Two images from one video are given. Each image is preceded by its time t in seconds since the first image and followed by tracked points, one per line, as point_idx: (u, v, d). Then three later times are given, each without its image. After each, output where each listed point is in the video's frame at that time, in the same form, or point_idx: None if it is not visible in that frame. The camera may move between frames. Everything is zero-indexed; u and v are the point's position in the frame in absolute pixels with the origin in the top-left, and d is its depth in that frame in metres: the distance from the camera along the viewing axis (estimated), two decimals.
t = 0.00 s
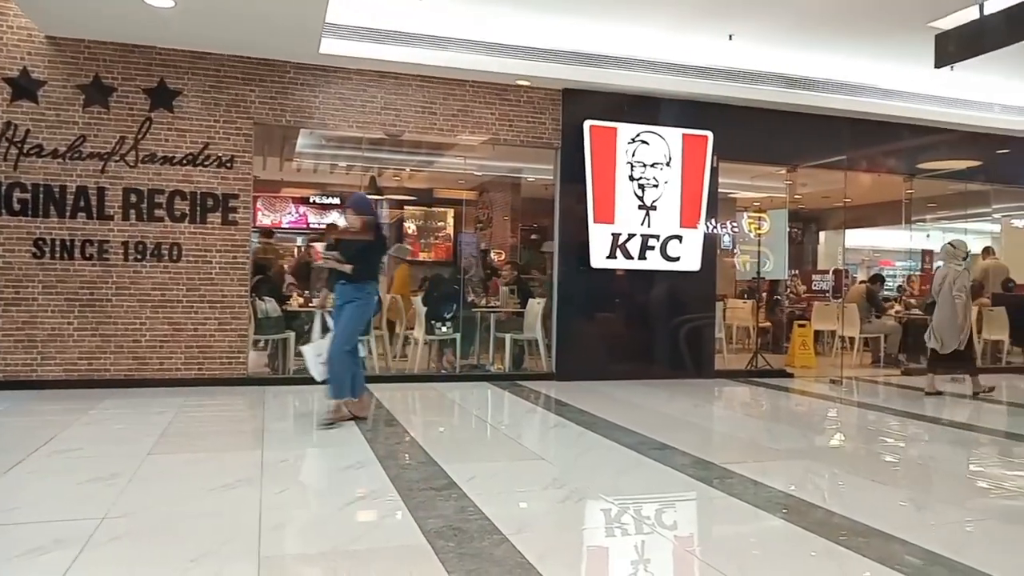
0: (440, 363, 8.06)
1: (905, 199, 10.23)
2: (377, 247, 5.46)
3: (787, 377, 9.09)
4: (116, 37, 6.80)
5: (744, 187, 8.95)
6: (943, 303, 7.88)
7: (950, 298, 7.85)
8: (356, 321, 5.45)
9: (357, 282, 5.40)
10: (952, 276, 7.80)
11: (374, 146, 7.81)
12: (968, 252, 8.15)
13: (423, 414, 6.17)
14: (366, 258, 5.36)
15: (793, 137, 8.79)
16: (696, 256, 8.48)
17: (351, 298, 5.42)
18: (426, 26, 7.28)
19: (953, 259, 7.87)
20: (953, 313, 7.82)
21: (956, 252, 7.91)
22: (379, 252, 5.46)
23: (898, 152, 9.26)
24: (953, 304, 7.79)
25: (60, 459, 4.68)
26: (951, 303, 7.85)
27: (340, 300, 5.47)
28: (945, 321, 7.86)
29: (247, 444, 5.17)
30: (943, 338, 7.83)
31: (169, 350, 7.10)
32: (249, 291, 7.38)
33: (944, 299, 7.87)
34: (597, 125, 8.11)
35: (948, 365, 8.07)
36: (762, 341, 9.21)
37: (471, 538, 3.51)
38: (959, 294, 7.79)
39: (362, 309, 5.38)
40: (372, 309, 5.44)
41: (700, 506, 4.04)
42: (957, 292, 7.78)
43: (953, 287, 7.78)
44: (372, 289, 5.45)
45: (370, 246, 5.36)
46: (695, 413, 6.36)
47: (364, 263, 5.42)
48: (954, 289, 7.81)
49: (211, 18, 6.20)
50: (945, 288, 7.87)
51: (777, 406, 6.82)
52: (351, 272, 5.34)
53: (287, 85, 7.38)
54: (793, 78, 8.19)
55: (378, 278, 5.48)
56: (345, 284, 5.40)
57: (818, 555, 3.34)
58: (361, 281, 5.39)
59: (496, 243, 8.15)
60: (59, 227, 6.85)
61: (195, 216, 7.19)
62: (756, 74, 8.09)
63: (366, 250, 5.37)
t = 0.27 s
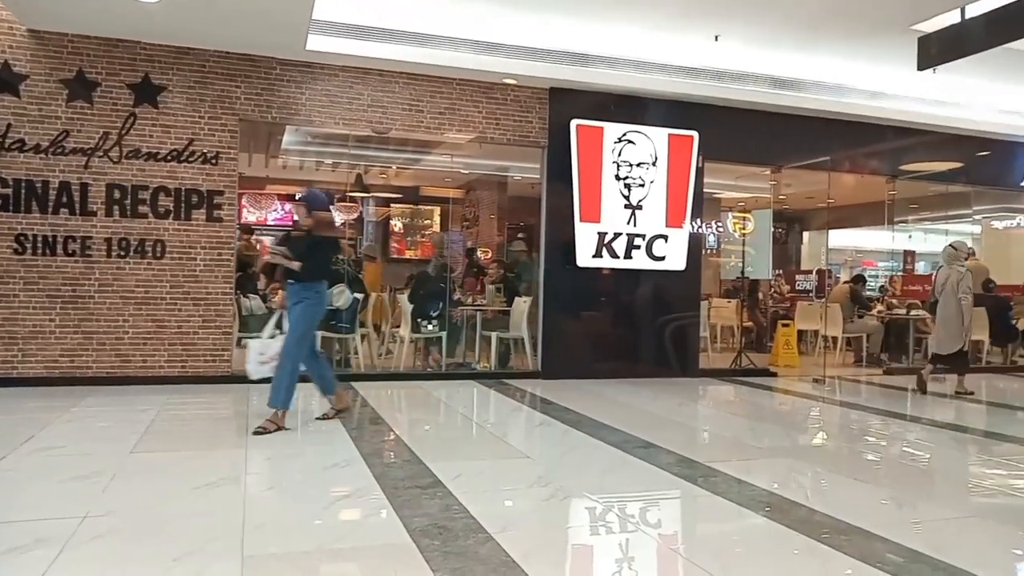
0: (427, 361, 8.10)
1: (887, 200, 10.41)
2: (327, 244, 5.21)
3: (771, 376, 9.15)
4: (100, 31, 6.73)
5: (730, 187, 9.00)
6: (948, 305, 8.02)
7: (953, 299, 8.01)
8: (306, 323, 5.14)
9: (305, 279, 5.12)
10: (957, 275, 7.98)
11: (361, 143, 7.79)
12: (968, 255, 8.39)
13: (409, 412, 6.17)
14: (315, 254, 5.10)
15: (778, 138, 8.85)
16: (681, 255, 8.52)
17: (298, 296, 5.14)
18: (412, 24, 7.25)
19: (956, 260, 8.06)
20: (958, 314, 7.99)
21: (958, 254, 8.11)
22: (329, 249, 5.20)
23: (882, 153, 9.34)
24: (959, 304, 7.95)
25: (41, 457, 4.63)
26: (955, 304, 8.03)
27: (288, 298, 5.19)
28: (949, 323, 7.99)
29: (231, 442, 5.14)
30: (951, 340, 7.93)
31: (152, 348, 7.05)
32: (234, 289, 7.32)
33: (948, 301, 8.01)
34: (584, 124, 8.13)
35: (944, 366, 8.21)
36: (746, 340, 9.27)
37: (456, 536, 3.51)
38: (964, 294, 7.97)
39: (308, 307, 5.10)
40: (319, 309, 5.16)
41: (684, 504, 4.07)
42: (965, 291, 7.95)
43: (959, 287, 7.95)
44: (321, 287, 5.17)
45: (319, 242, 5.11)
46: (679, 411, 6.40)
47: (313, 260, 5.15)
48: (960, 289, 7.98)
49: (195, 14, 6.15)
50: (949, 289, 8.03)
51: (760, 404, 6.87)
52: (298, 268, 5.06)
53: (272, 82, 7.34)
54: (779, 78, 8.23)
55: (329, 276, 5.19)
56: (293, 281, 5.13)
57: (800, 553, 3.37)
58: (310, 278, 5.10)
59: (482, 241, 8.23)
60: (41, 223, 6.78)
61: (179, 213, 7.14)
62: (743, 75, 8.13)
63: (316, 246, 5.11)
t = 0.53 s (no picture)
0: (411, 359, 8.08)
1: (870, 200, 10.38)
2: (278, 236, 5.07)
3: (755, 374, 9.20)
4: (80, 24, 6.64)
5: (715, 185, 9.03)
6: (947, 300, 8.19)
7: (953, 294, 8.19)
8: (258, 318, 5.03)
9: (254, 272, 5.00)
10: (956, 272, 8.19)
11: (346, 140, 7.76)
12: (965, 256, 8.66)
13: (393, 410, 6.15)
14: (263, 246, 4.98)
15: (763, 138, 8.90)
16: (666, 254, 8.55)
17: (249, 290, 5.02)
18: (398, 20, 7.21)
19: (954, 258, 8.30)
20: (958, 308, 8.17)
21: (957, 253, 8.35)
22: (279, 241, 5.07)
23: (865, 153, 9.41)
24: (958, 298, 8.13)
25: (18, 455, 4.57)
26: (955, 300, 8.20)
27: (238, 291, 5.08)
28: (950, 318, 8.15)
29: (213, 440, 5.10)
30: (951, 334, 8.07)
31: (133, 345, 6.97)
32: (217, 286, 7.24)
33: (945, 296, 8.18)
34: (570, 122, 8.13)
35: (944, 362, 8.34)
36: (730, 338, 9.32)
37: (439, 535, 3.49)
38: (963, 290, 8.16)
39: (258, 300, 4.98)
40: (273, 301, 5.05)
41: (668, 502, 4.08)
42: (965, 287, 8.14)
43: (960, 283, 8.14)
44: (273, 279, 5.05)
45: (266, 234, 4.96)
46: (663, 409, 6.42)
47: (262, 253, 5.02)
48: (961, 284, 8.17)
49: (178, 7, 6.08)
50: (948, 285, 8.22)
51: (743, 402, 6.90)
52: (246, 261, 4.94)
53: (256, 77, 7.27)
54: (765, 78, 8.26)
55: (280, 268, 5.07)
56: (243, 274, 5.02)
57: (782, 550, 3.39)
58: (261, 272, 4.99)
59: (467, 239, 8.21)
60: (20, 218, 6.68)
61: (161, 208, 7.06)
62: (728, 74, 8.15)
63: (263, 238, 4.97)
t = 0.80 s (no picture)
0: (397, 356, 8.05)
1: (853, 199, 10.46)
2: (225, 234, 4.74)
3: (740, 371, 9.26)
4: (63, 18, 6.58)
5: (701, 184, 9.07)
6: (940, 299, 8.38)
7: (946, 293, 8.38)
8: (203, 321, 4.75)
9: (200, 272, 4.70)
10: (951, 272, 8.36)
11: (332, 136, 7.75)
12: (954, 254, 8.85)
13: (379, 407, 6.15)
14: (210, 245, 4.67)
15: (748, 136, 8.95)
16: (652, 251, 8.58)
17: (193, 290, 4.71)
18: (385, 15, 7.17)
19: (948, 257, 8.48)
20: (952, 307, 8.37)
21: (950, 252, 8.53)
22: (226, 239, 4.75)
23: (850, 152, 9.49)
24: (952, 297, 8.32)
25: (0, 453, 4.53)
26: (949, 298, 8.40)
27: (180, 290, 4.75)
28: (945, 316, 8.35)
29: (198, 437, 5.07)
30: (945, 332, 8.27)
31: (118, 342, 6.92)
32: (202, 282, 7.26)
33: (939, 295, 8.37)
34: (557, 120, 8.14)
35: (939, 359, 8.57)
36: (715, 336, 9.38)
37: (426, 531, 3.50)
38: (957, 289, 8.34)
39: (206, 303, 4.70)
40: (220, 303, 4.78)
41: (653, 498, 4.10)
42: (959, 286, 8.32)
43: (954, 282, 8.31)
44: (220, 280, 4.78)
45: (213, 232, 4.65)
46: (649, 406, 6.46)
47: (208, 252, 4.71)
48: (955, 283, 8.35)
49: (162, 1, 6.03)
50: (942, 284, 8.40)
51: (728, 399, 6.95)
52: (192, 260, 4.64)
53: (242, 72, 7.22)
54: (751, 77, 8.28)
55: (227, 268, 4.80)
56: (187, 274, 4.71)
57: (766, 546, 3.42)
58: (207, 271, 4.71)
59: (454, 237, 8.24)
60: (2, 214, 6.62)
61: (146, 204, 7.01)
62: (715, 73, 8.17)
63: (209, 236, 4.66)
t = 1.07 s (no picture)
0: (384, 353, 8.03)
1: (839, 198, 10.47)
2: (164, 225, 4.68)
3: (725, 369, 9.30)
4: (46, 11, 6.50)
5: (688, 181, 9.10)
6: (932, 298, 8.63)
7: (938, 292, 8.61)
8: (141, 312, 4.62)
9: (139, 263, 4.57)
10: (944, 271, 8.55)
11: (318, 132, 7.72)
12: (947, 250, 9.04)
13: (365, 405, 6.13)
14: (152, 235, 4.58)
15: (735, 135, 8.99)
16: (639, 249, 8.60)
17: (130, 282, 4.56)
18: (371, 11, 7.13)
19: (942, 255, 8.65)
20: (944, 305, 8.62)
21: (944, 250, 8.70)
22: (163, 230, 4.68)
23: (835, 151, 9.55)
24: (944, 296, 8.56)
25: None
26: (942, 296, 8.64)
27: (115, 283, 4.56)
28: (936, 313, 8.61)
29: (184, 435, 5.04)
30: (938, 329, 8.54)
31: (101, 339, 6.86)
32: (187, 278, 7.21)
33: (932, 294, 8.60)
34: (545, 117, 8.13)
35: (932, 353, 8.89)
36: (701, 334, 9.39)
37: (412, 529, 3.49)
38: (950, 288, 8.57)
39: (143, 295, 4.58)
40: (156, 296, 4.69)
41: (639, 495, 4.12)
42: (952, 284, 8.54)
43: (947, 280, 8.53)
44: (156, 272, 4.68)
45: (156, 223, 4.56)
46: (635, 403, 6.48)
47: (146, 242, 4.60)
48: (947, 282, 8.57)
49: None
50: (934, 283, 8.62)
51: (713, 396, 6.98)
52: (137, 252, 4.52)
53: (228, 67, 7.16)
54: (739, 75, 8.29)
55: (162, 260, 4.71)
56: (122, 265, 4.54)
57: (751, 542, 3.44)
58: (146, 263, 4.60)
59: (441, 235, 8.21)
60: None
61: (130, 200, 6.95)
62: (704, 71, 8.17)
63: (149, 227, 4.56)
